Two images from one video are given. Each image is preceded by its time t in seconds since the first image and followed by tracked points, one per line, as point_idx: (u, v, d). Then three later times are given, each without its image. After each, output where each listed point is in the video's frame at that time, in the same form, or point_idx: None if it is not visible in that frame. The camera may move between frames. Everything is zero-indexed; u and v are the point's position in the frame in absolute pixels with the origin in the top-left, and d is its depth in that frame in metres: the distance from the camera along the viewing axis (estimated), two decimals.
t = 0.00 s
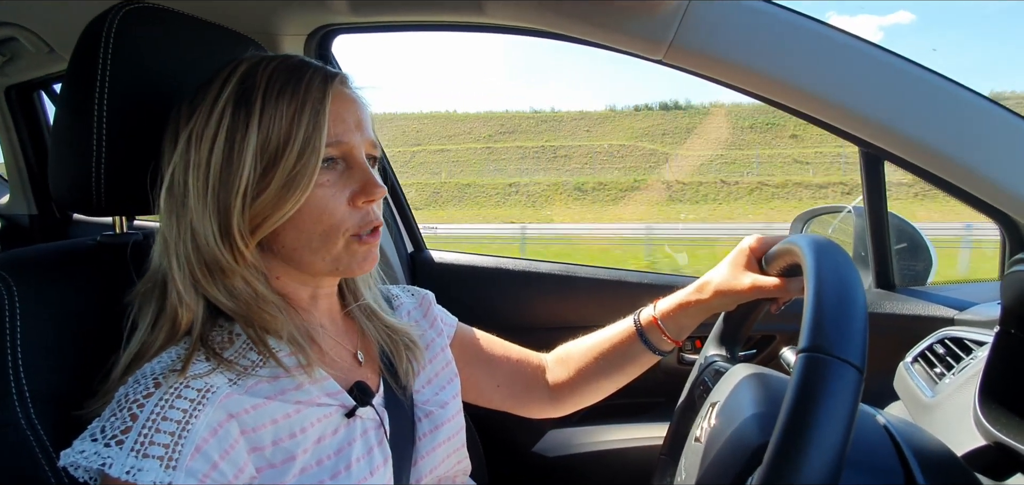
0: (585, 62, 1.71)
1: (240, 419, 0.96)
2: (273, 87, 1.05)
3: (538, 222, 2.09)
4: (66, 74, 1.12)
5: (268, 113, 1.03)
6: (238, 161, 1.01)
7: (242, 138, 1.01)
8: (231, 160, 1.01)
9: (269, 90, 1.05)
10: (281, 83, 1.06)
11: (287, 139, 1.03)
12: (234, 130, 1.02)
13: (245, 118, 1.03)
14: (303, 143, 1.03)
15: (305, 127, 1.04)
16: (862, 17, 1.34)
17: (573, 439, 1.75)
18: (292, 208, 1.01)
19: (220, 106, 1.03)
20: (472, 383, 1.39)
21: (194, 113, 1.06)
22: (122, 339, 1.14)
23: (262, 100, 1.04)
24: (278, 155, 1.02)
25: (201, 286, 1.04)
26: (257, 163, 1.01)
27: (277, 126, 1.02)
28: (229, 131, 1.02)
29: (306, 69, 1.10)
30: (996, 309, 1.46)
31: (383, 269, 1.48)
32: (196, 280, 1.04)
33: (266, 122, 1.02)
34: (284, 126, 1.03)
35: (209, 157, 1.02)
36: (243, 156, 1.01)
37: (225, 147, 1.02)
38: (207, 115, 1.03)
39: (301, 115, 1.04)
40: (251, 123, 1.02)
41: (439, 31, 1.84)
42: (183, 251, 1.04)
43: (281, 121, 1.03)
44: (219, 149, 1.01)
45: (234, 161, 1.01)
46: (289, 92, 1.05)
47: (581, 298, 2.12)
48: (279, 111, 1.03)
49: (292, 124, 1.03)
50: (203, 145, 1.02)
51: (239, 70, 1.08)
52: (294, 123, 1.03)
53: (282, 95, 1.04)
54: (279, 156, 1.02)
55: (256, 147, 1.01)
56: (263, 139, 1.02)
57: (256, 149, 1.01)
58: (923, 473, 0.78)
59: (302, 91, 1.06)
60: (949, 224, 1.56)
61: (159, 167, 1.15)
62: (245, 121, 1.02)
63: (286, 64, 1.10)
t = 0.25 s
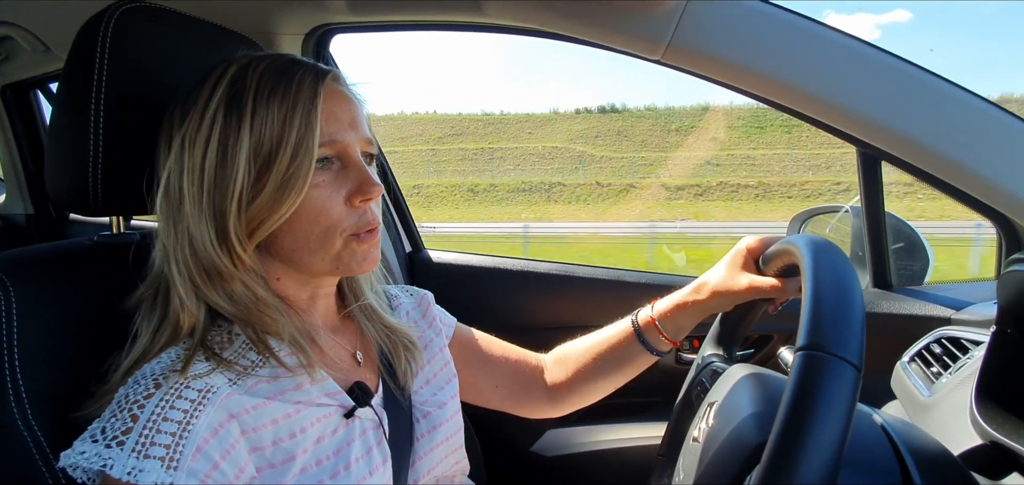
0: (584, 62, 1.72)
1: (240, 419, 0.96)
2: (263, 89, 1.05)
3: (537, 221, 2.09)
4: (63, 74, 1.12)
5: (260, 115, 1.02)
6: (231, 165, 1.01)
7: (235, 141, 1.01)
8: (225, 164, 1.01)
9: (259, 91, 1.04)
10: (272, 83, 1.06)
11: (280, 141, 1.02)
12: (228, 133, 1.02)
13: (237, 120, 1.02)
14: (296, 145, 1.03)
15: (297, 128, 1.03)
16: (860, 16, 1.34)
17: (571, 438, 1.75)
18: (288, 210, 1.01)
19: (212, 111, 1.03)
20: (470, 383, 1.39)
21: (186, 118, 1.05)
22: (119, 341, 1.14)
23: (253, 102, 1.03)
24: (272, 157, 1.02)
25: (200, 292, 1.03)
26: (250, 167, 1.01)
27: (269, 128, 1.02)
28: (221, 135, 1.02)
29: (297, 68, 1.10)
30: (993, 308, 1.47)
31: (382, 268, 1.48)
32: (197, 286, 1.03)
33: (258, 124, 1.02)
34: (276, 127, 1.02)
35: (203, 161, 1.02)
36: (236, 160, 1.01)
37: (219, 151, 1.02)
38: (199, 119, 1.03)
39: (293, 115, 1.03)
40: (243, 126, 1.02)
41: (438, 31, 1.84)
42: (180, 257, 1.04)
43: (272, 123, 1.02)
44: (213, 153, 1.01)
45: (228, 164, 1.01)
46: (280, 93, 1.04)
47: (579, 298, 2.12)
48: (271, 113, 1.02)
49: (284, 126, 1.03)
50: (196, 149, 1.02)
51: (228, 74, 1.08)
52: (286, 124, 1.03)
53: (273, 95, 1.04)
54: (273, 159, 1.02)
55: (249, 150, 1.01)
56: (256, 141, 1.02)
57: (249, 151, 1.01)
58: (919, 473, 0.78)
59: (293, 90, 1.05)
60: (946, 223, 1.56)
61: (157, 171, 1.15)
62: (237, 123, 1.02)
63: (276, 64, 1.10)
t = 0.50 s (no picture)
0: (584, 62, 1.72)
1: (238, 418, 0.95)
2: (235, 88, 1.04)
3: (536, 220, 2.09)
4: (55, 72, 1.11)
5: (230, 113, 1.01)
6: (203, 166, 1.00)
7: (206, 143, 1.01)
8: (199, 166, 1.01)
9: (231, 91, 1.04)
10: (243, 81, 1.05)
11: (249, 137, 1.01)
12: (202, 133, 1.02)
13: (211, 120, 1.02)
14: (265, 141, 1.01)
15: (266, 121, 1.01)
16: (859, 16, 1.32)
17: (571, 438, 1.74)
18: (260, 206, 1.00)
19: (191, 115, 1.03)
20: (469, 385, 1.38)
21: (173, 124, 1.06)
22: (114, 341, 1.12)
23: (225, 100, 1.03)
24: (242, 155, 1.01)
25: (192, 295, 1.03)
26: (221, 167, 1.01)
27: (238, 126, 1.01)
28: (196, 138, 1.02)
29: (272, 64, 1.09)
30: (993, 306, 1.46)
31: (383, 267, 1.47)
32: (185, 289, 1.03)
33: (228, 124, 1.01)
34: (245, 124, 1.01)
35: (183, 164, 1.02)
36: (207, 160, 1.00)
37: (195, 152, 1.02)
38: (179, 123, 1.04)
39: (262, 109, 1.02)
40: (215, 125, 1.01)
41: (436, 29, 1.84)
42: (168, 261, 1.04)
43: (241, 120, 1.01)
44: (190, 155, 1.02)
45: (201, 165, 1.01)
46: (250, 90, 1.03)
47: (578, 298, 2.11)
48: (240, 111, 1.01)
49: (252, 120, 1.01)
50: (176, 154, 1.03)
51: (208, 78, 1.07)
52: (256, 118, 1.01)
53: (244, 92, 1.03)
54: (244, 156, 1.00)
55: (221, 150, 1.01)
56: (226, 141, 1.01)
57: (220, 151, 1.01)
58: (921, 471, 0.78)
59: (264, 86, 1.04)
60: (946, 222, 1.56)
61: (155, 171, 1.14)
62: (211, 123, 1.02)
63: (250, 61, 1.09)
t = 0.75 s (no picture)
0: (583, 62, 1.73)
1: (242, 419, 0.96)
2: (248, 87, 1.05)
3: (535, 221, 2.10)
4: (59, 73, 1.12)
5: (244, 112, 1.02)
6: (216, 162, 1.01)
7: (219, 140, 1.01)
8: (211, 162, 1.01)
9: (244, 90, 1.05)
10: (256, 80, 1.06)
11: (262, 136, 1.02)
12: (214, 131, 1.02)
13: (223, 118, 1.02)
14: (278, 140, 1.02)
15: (279, 122, 1.03)
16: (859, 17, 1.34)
17: (570, 437, 1.76)
18: (271, 205, 1.01)
19: (201, 112, 1.04)
20: (469, 385, 1.39)
21: (182, 119, 1.06)
22: (117, 341, 1.14)
23: (238, 99, 1.03)
24: (255, 153, 1.01)
25: (196, 291, 1.04)
26: (233, 164, 1.01)
27: (252, 125, 1.02)
28: (207, 135, 1.02)
29: (284, 65, 1.10)
30: (988, 306, 1.48)
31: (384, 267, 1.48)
32: (191, 285, 1.04)
33: (241, 122, 1.02)
34: (259, 123, 1.02)
35: (192, 160, 1.03)
36: (219, 157, 1.01)
37: (206, 149, 1.02)
38: (190, 120, 1.04)
39: (275, 109, 1.03)
40: (228, 123, 1.02)
41: (437, 30, 1.84)
42: (174, 257, 1.05)
43: (255, 119, 1.02)
44: (200, 151, 1.02)
45: (213, 161, 1.01)
46: (264, 90, 1.04)
47: (577, 297, 2.12)
48: (254, 110, 1.02)
49: (266, 120, 1.02)
50: (186, 150, 1.03)
51: (218, 78, 1.08)
52: (269, 119, 1.02)
53: (257, 92, 1.04)
54: (256, 155, 1.01)
55: (233, 148, 1.01)
56: (239, 139, 1.02)
57: (233, 147, 1.01)
58: (915, 469, 0.79)
59: (277, 86, 1.05)
60: (942, 223, 1.57)
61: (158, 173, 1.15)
62: (223, 121, 1.02)
63: (264, 61, 1.10)
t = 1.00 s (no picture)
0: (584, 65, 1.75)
1: (248, 419, 0.97)
2: (268, 89, 1.06)
3: (536, 222, 2.11)
4: (64, 75, 1.12)
5: (264, 114, 1.03)
6: (235, 162, 1.02)
7: (238, 140, 1.02)
8: (229, 161, 1.02)
9: (264, 92, 1.05)
10: (276, 83, 1.07)
11: (283, 138, 1.03)
12: (232, 131, 1.03)
13: (242, 119, 1.03)
14: (298, 144, 1.03)
15: (300, 126, 1.04)
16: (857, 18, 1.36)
17: (570, 437, 1.77)
18: (290, 207, 1.02)
19: (218, 111, 1.04)
20: (470, 384, 1.40)
21: (194, 118, 1.06)
22: (121, 342, 1.14)
23: (258, 101, 1.04)
24: (274, 156, 1.03)
25: (205, 289, 1.05)
26: (253, 164, 1.02)
27: (272, 127, 1.03)
28: (226, 135, 1.03)
29: (302, 69, 1.11)
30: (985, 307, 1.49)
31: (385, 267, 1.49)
32: (201, 283, 1.05)
33: (262, 124, 1.03)
34: (279, 126, 1.03)
35: (208, 160, 1.03)
36: (239, 156, 1.02)
37: (223, 149, 1.03)
38: (206, 119, 1.04)
39: (296, 113, 1.04)
40: (247, 124, 1.03)
41: (439, 32, 1.85)
42: (185, 255, 1.05)
43: (276, 122, 1.03)
44: (217, 152, 1.03)
45: (232, 161, 1.02)
46: (285, 93, 1.05)
47: (577, 298, 2.14)
48: (274, 112, 1.03)
49: (287, 123, 1.04)
50: (202, 149, 1.03)
51: (237, 76, 1.08)
52: (289, 123, 1.04)
53: (277, 95, 1.05)
54: (275, 157, 1.02)
55: (252, 149, 1.02)
56: (259, 140, 1.03)
57: (253, 148, 1.02)
58: (914, 466, 0.81)
59: (297, 90, 1.06)
60: (939, 225, 1.59)
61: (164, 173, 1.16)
62: (242, 122, 1.03)
63: (282, 65, 1.11)
